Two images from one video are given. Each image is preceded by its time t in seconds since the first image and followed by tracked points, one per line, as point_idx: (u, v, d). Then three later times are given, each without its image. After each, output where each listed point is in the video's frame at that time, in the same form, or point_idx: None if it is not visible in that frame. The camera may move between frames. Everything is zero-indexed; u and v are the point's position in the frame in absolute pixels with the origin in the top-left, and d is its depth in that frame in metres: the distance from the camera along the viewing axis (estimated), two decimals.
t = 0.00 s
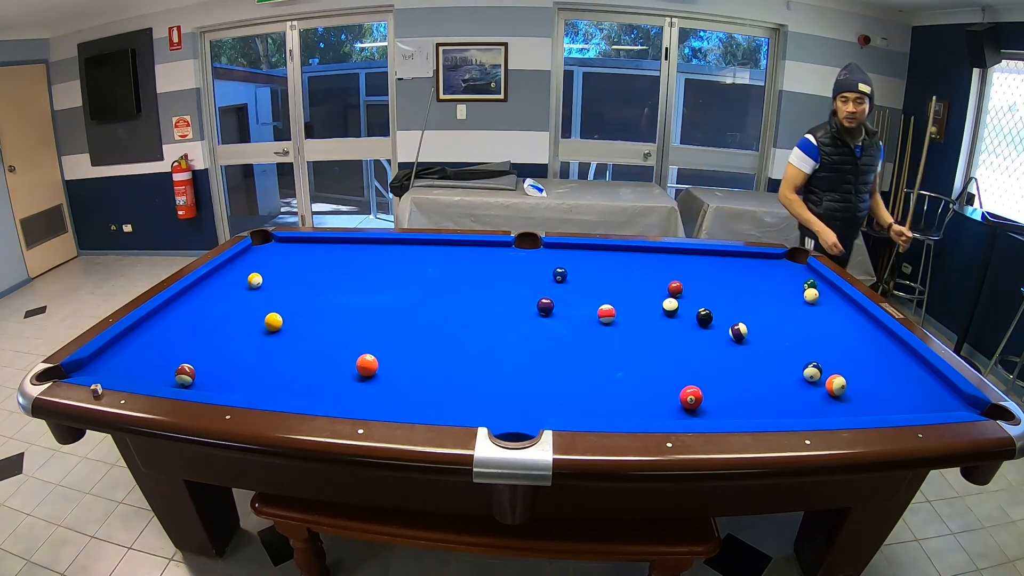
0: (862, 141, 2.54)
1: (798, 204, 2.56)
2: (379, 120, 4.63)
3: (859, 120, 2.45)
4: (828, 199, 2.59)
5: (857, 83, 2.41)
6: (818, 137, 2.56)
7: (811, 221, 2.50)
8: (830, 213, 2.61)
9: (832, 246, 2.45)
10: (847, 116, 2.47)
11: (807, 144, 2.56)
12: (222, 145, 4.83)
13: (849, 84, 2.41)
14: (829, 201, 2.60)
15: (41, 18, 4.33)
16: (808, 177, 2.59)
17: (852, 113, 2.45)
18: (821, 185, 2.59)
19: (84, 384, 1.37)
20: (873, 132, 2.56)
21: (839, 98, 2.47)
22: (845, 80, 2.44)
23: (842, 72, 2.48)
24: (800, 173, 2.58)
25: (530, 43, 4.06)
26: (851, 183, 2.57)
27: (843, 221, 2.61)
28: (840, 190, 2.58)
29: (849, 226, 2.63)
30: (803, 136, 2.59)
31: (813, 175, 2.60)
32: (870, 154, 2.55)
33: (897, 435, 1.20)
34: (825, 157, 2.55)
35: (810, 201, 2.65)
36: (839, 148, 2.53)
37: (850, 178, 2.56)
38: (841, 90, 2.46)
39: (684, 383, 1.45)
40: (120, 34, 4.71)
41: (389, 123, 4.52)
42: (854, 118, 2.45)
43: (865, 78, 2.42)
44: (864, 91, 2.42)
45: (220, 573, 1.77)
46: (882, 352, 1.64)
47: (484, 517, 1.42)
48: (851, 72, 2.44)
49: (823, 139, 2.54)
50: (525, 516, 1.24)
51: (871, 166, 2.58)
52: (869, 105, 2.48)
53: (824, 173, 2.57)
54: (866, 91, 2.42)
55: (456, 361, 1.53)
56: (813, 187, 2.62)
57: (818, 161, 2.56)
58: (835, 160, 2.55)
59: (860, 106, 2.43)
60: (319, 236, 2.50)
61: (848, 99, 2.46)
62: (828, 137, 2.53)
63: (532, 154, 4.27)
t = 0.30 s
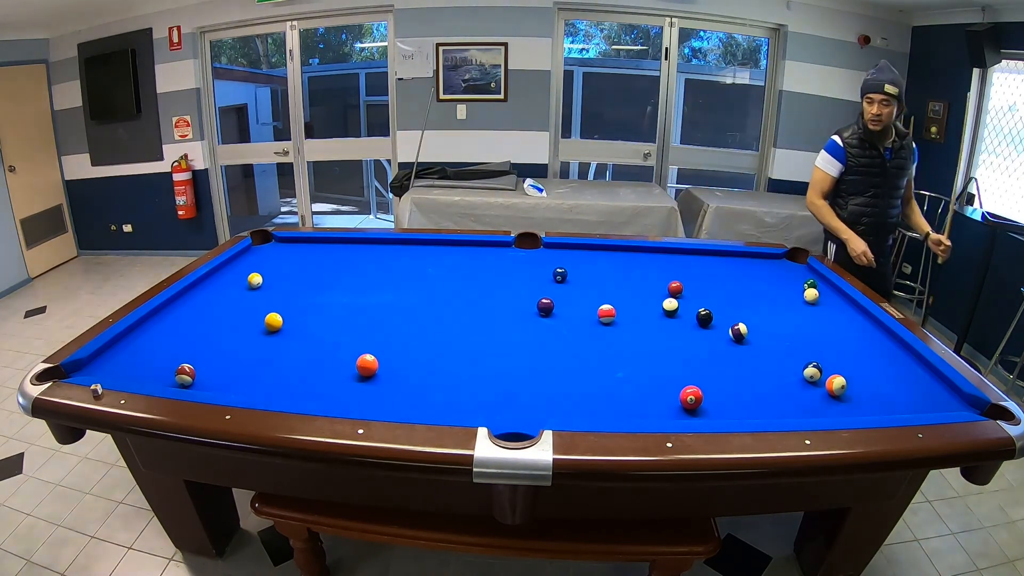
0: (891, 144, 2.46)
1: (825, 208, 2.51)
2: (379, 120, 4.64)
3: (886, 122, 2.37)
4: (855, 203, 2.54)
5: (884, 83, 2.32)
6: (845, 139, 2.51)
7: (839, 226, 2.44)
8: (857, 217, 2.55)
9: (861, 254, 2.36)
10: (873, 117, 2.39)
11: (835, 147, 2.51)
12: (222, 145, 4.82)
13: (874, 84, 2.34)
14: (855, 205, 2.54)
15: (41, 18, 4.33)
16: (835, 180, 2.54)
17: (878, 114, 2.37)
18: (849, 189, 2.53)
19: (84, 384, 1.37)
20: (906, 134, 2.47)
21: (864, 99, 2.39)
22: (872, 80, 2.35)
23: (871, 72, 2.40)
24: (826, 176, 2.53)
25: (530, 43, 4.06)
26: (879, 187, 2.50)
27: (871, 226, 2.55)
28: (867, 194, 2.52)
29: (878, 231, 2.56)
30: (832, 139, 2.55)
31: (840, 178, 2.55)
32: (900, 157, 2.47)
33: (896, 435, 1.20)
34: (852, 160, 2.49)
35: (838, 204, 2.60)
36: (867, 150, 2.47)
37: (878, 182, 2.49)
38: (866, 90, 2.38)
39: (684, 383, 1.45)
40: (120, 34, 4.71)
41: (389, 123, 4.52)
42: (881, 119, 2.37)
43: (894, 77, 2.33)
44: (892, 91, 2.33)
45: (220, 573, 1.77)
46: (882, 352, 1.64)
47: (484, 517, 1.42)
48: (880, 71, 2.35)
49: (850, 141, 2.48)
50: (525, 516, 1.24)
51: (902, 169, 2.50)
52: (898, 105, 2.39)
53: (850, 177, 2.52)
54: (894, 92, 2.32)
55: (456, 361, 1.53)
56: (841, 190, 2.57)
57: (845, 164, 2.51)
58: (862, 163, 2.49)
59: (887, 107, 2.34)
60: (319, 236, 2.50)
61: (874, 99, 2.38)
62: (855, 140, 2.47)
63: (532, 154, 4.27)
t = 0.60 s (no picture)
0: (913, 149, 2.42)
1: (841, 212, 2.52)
2: (379, 121, 4.65)
3: (905, 125, 2.33)
4: (870, 207, 2.52)
5: (903, 85, 2.28)
6: (865, 143, 2.50)
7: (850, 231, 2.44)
8: (871, 222, 2.53)
9: (868, 260, 2.34)
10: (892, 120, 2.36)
11: (854, 149, 2.51)
12: (222, 145, 4.82)
13: (893, 86, 2.31)
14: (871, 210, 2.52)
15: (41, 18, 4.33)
16: (852, 184, 2.54)
17: (896, 116, 2.34)
18: (867, 193, 2.52)
19: (84, 384, 1.37)
20: (933, 141, 2.40)
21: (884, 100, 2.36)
22: (891, 81, 2.32)
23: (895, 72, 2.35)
24: (843, 179, 2.54)
25: (530, 43, 4.06)
26: (896, 192, 2.46)
27: (887, 232, 2.50)
28: (883, 198, 2.48)
29: (894, 239, 2.51)
30: (853, 141, 2.55)
31: (857, 181, 2.55)
32: (922, 164, 2.41)
33: (897, 435, 1.20)
34: (868, 164, 2.48)
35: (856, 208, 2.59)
36: (884, 155, 2.45)
37: (895, 187, 2.46)
38: (886, 92, 2.35)
39: (684, 383, 1.45)
40: (120, 34, 4.71)
41: (388, 123, 4.53)
42: (899, 122, 2.33)
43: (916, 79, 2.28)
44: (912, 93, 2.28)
45: (220, 573, 1.77)
46: (883, 352, 1.64)
47: (484, 517, 1.42)
48: (902, 74, 2.31)
49: (870, 145, 2.47)
50: (525, 516, 1.24)
51: (926, 177, 2.43)
52: (921, 109, 2.34)
53: (867, 181, 2.51)
54: (912, 93, 2.28)
55: (456, 361, 1.53)
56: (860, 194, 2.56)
57: (861, 167, 2.50)
58: (879, 167, 2.47)
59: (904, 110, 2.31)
60: (319, 236, 2.50)
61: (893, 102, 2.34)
62: (873, 143, 2.46)
63: (532, 154, 4.27)
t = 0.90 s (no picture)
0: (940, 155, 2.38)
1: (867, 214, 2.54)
2: (379, 121, 4.66)
3: (931, 127, 2.27)
4: (894, 211, 2.52)
5: (929, 86, 2.21)
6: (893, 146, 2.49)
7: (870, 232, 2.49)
8: (892, 225, 2.54)
9: (881, 261, 2.40)
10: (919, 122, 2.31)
11: (883, 153, 2.52)
12: (222, 145, 4.82)
13: (921, 87, 2.25)
14: (894, 214, 2.52)
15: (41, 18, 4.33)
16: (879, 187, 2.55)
17: (922, 118, 2.28)
18: (892, 197, 2.51)
19: (84, 384, 1.37)
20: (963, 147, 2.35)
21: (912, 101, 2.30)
22: (920, 81, 2.26)
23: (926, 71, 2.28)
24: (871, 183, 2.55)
25: (530, 43, 4.06)
26: (920, 198, 2.45)
27: (908, 237, 2.50)
28: (906, 203, 2.48)
29: (915, 245, 2.48)
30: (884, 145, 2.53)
31: (884, 185, 2.55)
32: (948, 171, 2.37)
33: (897, 435, 1.20)
34: (894, 168, 2.47)
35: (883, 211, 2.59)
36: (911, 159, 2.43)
37: (919, 193, 2.44)
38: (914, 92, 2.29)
39: (684, 383, 1.45)
40: (120, 34, 4.71)
41: (388, 123, 4.53)
42: (924, 124, 2.28)
43: (945, 80, 2.21)
44: (939, 95, 2.22)
45: (220, 573, 1.77)
46: (883, 353, 1.64)
47: (483, 517, 1.42)
48: (932, 74, 2.24)
49: (897, 149, 2.46)
50: (525, 516, 1.24)
51: (953, 183, 2.39)
52: (950, 112, 2.27)
53: (892, 185, 2.50)
54: (939, 94, 2.21)
55: (456, 361, 1.53)
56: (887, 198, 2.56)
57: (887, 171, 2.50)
58: (905, 171, 2.45)
59: (931, 112, 2.25)
60: (318, 236, 2.50)
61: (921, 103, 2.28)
62: (901, 147, 2.45)
63: (532, 154, 4.27)
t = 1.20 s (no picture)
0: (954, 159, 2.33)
1: (884, 211, 2.55)
2: (379, 121, 4.65)
3: (944, 130, 2.23)
4: (904, 212, 2.49)
5: (944, 88, 2.17)
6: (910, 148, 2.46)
7: (884, 228, 2.51)
8: (903, 226, 2.51)
9: (890, 254, 2.43)
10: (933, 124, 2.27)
11: (900, 154, 2.50)
12: (222, 145, 4.82)
13: (937, 88, 2.21)
14: (905, 214, 2.50)
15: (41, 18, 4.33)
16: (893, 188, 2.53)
17: (936, 120, 2.24)
18: (904, 198, 2.49)
19: (84, 384, 1.37)
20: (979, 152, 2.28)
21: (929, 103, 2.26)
22: (937, 82, 2.21)
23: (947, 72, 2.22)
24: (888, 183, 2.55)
25: (530, 43, 4.05)
26: (930, 199, 2.41)
27: (916, 238, 2.46)
28: (916, 204, 2.44)
29: (924, 246, 2.44)
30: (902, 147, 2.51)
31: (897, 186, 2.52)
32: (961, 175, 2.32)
33: (897, 435, 1.20)
34: (907, 169, 2.45)
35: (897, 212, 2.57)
36: (924, 161, 2.40)
37: (929, 194, 2.41)
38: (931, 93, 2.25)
39: (684, 383, 1.45)
40: (120, 34, 4.71)
41: (388, 123, 4.53)
42: (938, 127, 2.24)
43: (962, 82, 2.15)
44: (954, 98, 2.17)
45: (220, 573, 1.77)
46: (883, 352, 1.64)
47: (483, 517, 1.42)
48: (951, 76, 2.19)
49: (913, 150, 2.43)
50: (525, 516, 1.24)
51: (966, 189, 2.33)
52: (965, 115, 2.22)
53: (904, 185, 2.48)
54: (954, 96, 2.16)
55: (456, 361, 1.53)
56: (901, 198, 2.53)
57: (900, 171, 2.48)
58: (917, 173, 2.42)
59: (945, 115, 2.21)
60: (318, 236, 2.50)
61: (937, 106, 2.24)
62: (916, 148, 2.42)
63: (532, 154, 4.27)
